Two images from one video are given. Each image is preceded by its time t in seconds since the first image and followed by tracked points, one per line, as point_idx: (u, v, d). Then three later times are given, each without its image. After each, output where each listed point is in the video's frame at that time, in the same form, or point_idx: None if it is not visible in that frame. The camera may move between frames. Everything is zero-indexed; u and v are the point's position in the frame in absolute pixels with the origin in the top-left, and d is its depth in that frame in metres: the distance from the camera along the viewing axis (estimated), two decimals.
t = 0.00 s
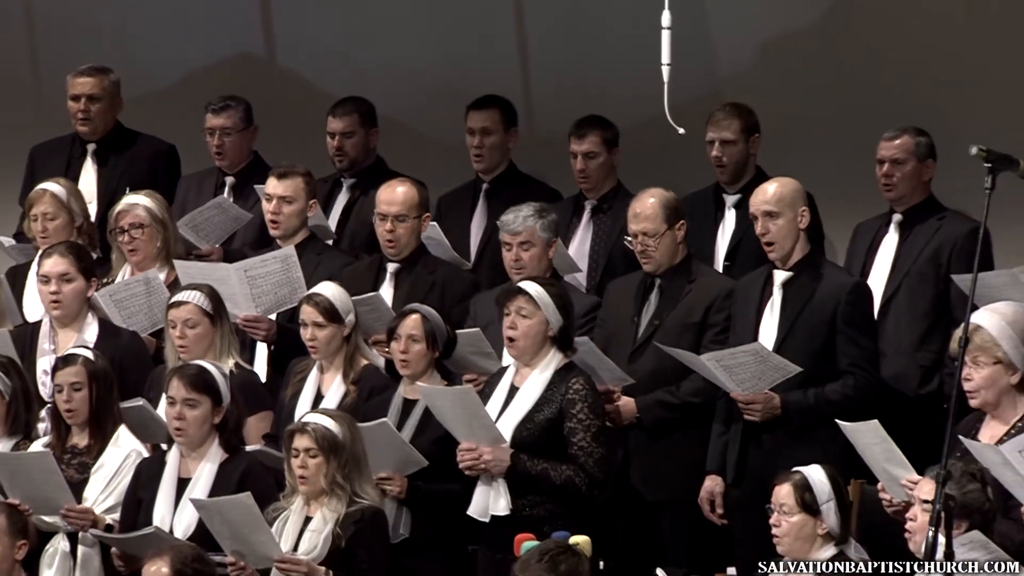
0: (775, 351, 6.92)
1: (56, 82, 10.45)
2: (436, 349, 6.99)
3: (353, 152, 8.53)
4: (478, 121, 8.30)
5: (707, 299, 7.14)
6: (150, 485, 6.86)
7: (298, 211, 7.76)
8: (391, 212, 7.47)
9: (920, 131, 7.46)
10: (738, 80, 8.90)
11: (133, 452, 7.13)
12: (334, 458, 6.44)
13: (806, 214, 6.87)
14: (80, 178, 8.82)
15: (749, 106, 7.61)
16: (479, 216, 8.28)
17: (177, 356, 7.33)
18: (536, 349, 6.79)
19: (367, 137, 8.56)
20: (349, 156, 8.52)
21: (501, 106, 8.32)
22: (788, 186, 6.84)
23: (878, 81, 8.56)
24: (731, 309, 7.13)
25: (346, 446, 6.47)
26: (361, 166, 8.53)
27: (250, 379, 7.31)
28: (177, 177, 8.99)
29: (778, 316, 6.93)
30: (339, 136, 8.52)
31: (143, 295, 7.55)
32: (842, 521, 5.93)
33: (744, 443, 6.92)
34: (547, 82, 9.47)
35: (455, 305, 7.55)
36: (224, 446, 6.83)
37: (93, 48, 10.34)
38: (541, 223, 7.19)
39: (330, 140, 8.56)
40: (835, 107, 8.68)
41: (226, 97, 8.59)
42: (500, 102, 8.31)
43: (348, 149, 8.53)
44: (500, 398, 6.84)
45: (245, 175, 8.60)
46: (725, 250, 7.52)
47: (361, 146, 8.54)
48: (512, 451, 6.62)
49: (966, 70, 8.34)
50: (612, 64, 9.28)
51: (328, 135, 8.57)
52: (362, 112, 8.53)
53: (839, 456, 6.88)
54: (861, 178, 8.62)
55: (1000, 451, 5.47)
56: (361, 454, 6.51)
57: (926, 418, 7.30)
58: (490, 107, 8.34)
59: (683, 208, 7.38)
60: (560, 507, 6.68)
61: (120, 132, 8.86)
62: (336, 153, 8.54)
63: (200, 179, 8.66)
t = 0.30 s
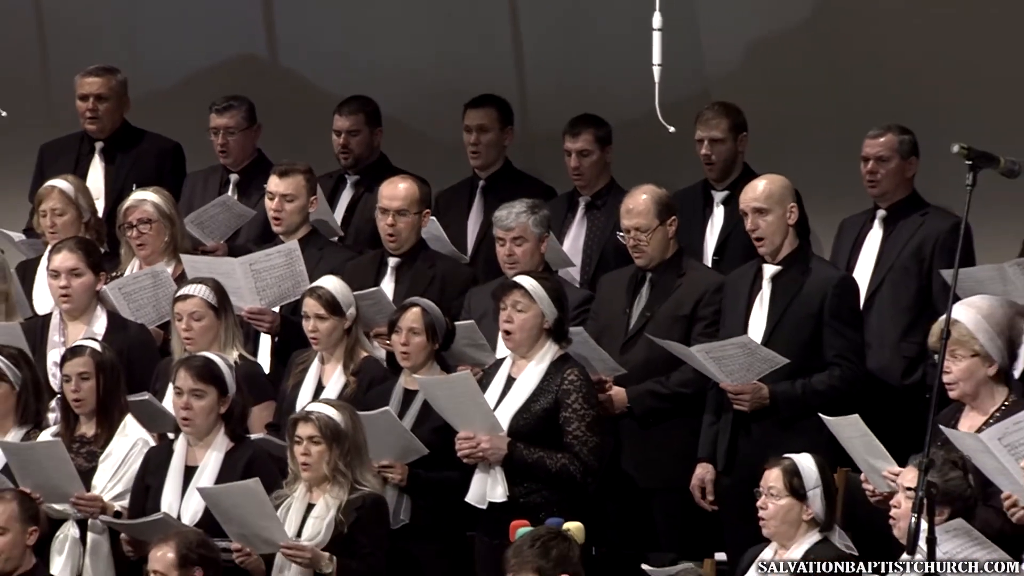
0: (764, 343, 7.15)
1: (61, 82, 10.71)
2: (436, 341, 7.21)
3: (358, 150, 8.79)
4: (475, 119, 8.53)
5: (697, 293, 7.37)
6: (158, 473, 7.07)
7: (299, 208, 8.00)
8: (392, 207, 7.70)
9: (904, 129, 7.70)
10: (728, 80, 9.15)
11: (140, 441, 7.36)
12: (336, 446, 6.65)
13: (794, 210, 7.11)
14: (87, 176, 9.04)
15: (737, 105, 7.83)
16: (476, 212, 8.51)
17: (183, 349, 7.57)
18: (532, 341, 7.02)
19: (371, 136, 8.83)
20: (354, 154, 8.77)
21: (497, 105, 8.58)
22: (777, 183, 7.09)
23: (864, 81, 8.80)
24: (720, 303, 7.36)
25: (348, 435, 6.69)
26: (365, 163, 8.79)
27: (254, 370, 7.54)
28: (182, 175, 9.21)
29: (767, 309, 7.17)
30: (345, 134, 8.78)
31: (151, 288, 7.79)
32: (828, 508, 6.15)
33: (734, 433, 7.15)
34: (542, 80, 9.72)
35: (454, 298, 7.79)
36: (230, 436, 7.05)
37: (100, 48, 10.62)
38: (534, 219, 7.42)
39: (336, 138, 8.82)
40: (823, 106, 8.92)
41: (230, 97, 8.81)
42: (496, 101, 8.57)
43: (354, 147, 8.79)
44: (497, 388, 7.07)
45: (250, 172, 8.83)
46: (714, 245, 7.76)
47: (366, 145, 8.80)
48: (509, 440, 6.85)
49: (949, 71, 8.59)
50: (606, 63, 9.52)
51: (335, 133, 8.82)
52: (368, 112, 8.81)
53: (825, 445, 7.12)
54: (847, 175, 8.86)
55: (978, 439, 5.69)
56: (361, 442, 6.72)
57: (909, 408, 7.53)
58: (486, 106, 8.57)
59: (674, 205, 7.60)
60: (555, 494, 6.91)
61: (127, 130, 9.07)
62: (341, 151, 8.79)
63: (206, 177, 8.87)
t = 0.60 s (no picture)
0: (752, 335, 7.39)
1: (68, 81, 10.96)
2: (436, 334, 7.44)
3: (365, 149, 9.09)
4: (472, 119, 8.76)
5: (686, 287, 7.60)
6: (165, 461, 7.31)
7: (300, 206, 8.27)
8: (394, 203, 7.95)
9: (889, 127, 7.95)
10: (719, 79, 9.40)
11: (146, 430, 7.58)
12: (338, 435, 6.89)
13: (782, 206, 7.34)
14: (96, 173, 9.28)
15: (726, 104, 8.06)
16: (474, 208, 8.75)
17: (189, 340, 7.79)
18: (528, 333, 7.26)
19: (379, 135, 9.13)
20: (360, 152, 9.08)
21: (493, 104, 8.79)
22: (766, 180, 7.32)
23: (851, 79, 9.04)
24: (709, 297, 7.60)
25: (349, 424, 6.93)
26: (371, 161, 9.10)
27: (258, 361, 7.78)
28: (187, 172, 9.45)
29: (756, 302, 7.41)
30: (354, 134, 9.08)
31: (160, 283, 8.02)
32: (812, 494, 6.40)
33: (723, 422, 7.39)
34: (537, 79, 9.99)
35: (452, 292, 8.03)
36: (235, 425, 7.30)
37: (106, 48, 10.93)
38: (527, 215, 7.66)
39: (343, 136, 9.11)
40: (811, 105, 9.17)
41: (234, 97, 9.06)
42: (493, 100, 8.78)
43: (361, 145, 9.09)
44: (494, 378, 7.31)
45: (255, 169, 9.10)
46: (703, 241, 8.00)
47: (373, 144, 9.10)
48: (505, 429, 7.09)
49: (934, 70, 8.82)
50: (600, 62, 9.78)
51: (344, 131, 9.12)
52: (376, 112, 9.09)
53: (810, 435, 7.35)
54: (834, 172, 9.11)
55: (961, 428, 5.95)
56: (362, 432, 6.97)
57: (891, 398, 7.76)
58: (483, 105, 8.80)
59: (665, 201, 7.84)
60: (550, 482, 7.14)
61: (134, 129, 9.30)
62: (349, 148, 9.10)
63: (211, 175, 9.16)
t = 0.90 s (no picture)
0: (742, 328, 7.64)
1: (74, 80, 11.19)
2: (435, 327, 7.69)
3: (369, 149, 9.33)
4: (468, 122, 8.99)
5: (676, 282, 7.84)
6: (172, 450, 7.54)
7: (303, 202, 8.55)
8: (396, 199, 8.20)
9: (876, 126, 8.18)
10: (708, 79, 9.67)
11: (154, 420, 7.81)
12: (340, 425, 7.14)
13: (772, 203, 7.58)
14: (103, 172, 9.52)
15: (715, 104, 8.29)
16: (471, 205, 8.99)
17: (195, 332, 8.02)
18: (524, 327, 7.50)
19: (383, 136, 9.36)
20: (365, 152, 9.32)
21: (489, 106, 9.01)
22: (755, 177, 7.56)
23: (838, 78, 9.29)
24: (698, 292, 7.84)
25: (350, 415, 7.17)
26: (375, 161, 9.34)
27: (260, 353, 8.03)
28: (192, 170, 9.69)
29: (745, 296, 7.65)
30: (358, 134, 9.32)
31: (168, 278, 8.25)
32: (798, 482, 6.65)
33: (713, 413, 7.64)
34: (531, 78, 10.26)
35: (450, 286, 8.27)
36: (241, 415, 7.55)
37: (106, 48, 11.23)
38: (522, 212, 7.89)
39: (348, 135, 9.35)
40: (800, 105, 9.42)
41: (238, 96, 9.36)
42: (488, 102, 9.00)
43: (365, 145, 9.33)
44: (490, 370, 7.55)
45: (259, 167, 9.38)
46: (694, 237, 8.25)
47: (377, 144, 9.34)
48: (502, 419, 7.34)
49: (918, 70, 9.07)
50: (593, 61, 10.04)
51: (348, 131, 9.36)
52: (379, 112, 9.32)
53: (796, 425, 7.60)
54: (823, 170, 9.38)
55: (945, 417, 6.20)
56: (364, 422, 7.21)
57: (876, 389, 7.97)
58: (479, 107, 9.01)
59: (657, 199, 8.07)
60: (545, 471, 7.39)
61: (140, 128, 9.54)
62: (353, 147, 9.33)
63: (216, 173, 9.43)
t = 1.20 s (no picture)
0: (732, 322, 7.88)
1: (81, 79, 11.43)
2: (434, 320, 7.93)
3: (371, 147, 9.57)
4: (465, 121, 9.24)
5: (667, 275, 8.07)
6: (179, 439, 7.79)
7: (304, 198, 8.80)
8: (395, 196, 8.44)
9: (862, 125, 8.41)
10: (698, 79, 9.93)
11: (160, 411, 8.02)
12: (341, 415, 7.37)
13: (761, 198, 7.78)
14: (111, 169, 9.75)
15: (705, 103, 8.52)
16: (469, 201, 9.23)
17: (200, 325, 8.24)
18: (520, 320, 7.74)
19: (384, 135, 9.60)
20: (367, 151, 9.56)
21: (485, 105, 9.26)
22: (746, 174, 7.74)
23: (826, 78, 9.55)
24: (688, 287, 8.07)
25: (351, 406, 7.40)
26: (376, 159, 9.59)
27: (263, 345, 8.28)
28: (197, 167, 9.93)
29: (735, 290, 7.89)
30: (359, 133, 9.56)
31: (174, 272, 8.48)
32: (784, 469, 6.88)
33: (707, 404, 7.86)
34: (529, 77, 10.55)
35: (448, 281, 8.51)
36: (245, 406, 7.78)
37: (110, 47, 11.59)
38: (517, 208, 8.12)
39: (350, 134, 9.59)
40: (788, 106, 9.70)
41: (241, 96, 9.64)
42: (484, 102, 9.24)
43: (367, 144, 9.57)
44: (488, 362, 7.80)
45: (262, 165, 9.64)
46: (685, 232, 8.50)
47: (378, 143, 9.58)
48: (498, 409, 7.57)
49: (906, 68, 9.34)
50: (589, 61, 10.34)
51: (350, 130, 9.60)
52: (381, 113, 9.55)
53: (783, 415, 7.84)
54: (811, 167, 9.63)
55: (929, 407, 6.43)
56: (364, 413, 7.44)
57: (861, 377, 8.25)
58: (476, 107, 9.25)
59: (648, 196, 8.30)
60: (540, 460, 7.62)
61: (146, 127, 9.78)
62: (355, 146, 9.58)
63: (220, 171, 9.72)
